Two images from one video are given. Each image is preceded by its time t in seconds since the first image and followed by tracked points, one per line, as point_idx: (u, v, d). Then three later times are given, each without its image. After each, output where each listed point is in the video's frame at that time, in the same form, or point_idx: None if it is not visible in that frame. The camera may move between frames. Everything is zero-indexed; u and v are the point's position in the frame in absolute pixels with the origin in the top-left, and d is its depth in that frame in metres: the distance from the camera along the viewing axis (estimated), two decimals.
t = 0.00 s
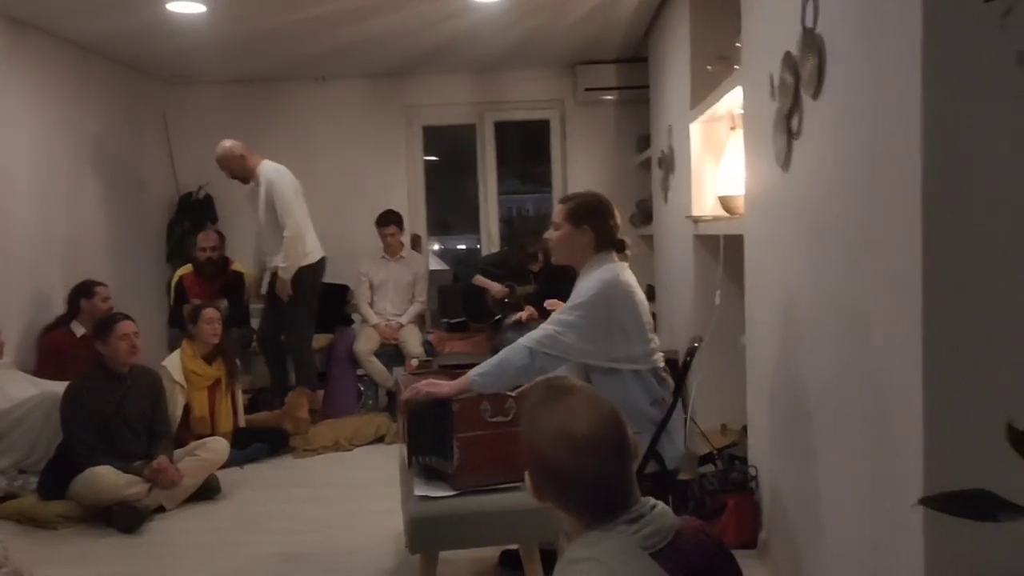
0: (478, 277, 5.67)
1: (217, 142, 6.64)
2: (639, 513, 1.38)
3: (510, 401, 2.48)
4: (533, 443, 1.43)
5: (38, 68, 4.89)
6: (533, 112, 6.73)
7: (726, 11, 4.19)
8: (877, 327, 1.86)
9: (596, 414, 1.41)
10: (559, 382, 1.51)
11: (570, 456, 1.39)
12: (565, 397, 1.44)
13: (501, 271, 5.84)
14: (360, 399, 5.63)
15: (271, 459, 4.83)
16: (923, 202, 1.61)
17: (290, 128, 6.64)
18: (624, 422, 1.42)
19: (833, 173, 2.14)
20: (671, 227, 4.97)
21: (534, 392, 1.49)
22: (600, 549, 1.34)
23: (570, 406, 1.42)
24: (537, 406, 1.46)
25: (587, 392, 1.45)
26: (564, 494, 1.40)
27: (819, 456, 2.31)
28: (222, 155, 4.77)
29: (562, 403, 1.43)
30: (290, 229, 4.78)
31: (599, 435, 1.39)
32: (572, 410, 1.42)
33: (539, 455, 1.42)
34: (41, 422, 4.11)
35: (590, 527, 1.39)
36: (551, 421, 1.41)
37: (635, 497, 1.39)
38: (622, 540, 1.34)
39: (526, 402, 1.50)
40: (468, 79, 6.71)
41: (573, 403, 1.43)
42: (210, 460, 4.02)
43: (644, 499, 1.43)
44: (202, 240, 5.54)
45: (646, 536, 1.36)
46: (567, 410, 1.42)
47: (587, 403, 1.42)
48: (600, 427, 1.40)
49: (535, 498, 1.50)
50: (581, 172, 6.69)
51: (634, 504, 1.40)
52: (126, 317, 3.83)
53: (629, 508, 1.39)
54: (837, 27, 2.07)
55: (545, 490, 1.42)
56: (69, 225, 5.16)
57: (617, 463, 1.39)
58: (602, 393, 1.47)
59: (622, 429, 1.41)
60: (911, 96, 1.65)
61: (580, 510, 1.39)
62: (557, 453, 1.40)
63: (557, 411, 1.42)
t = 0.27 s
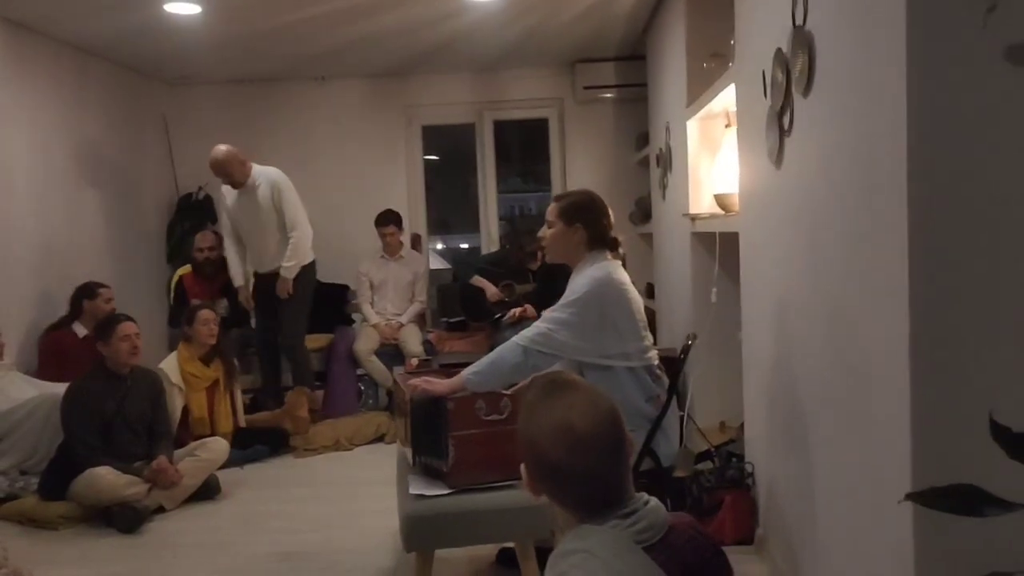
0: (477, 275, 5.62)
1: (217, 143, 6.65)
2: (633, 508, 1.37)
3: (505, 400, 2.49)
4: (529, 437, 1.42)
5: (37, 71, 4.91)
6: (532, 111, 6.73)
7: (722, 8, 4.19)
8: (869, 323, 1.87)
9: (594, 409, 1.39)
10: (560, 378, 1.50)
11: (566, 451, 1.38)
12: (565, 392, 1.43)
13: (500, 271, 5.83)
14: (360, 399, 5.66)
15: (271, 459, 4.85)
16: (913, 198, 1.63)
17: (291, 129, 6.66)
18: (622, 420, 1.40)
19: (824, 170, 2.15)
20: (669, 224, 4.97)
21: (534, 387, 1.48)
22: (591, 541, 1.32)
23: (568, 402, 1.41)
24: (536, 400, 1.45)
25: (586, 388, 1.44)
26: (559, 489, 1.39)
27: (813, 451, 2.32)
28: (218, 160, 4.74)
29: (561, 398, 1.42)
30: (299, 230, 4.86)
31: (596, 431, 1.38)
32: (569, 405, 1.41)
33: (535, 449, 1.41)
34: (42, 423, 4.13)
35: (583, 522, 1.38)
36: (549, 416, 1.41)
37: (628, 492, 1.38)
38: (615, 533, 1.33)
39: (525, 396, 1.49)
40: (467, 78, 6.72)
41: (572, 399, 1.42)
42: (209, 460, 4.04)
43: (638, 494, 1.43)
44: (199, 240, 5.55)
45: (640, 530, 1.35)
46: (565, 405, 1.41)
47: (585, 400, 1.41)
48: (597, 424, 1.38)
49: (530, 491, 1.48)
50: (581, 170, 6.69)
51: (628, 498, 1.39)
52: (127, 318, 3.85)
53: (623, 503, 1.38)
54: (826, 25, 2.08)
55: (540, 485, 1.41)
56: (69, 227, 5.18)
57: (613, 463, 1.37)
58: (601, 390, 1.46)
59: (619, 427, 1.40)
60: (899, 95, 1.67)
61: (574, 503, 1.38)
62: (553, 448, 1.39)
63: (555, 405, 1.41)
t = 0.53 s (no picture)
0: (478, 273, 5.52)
1: (217, 143, 6.66)
2: (630, 505, 1.38)
3: (503, 398, 2.48)
4: (527, 432, 1.42)
5: (36, 72, 4.92)
6: (532, 110, 6.74)
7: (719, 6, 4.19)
8: (864, 319, 1.87)
9: (593, 405, 1.40)
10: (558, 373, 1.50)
11: (564, 447, 1.38)
12: (563, 388, 1.44)
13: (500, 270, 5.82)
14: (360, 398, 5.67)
15: (271, 459, 4.86)
16: (907, 195, 1.64)
17: (291, 129, 6.66)
18: (619, 416, 1.41)
19: (819, 168, 2.16)
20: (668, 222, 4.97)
21: (532, 382, 1.49)
22: (588, 535, 1.34)
23: (567, 397, 1.42)
24: (535, 397, 1.45)
25: (584, 384, 1.45)
26: (557, 484, 1.39)
27: (809, 448, 2.33)
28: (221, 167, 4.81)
29: (559, 394, 1.43)
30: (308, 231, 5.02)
31: (594, 427, 1.39)
32: (568, 401, 1.41)
33: (533, 444, 1.42)
34: (42, 424, 4.14)
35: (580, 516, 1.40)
36: (547, 411, 1.41)
37: (626, 488, 1.39)
38: (611, 528, 1.34)
39: (523, 392, 1.49)
40: (466, 78, 6.72)
41: (570, 395, 1.42)
42: (209, 460, 4.05)
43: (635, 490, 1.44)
44: (201, 242, 5.61)
45: (637, 526, 1.36)
46: (564, 400, 1.41)
47: (583, 396, 1.42)
48: (595, 420, 1.39)
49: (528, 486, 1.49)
50: (580, 169, 6.69)
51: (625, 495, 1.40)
52: (127, 319, 3.86)
53: (621, 499, 1.39)
54: (821, 23, 2.09)
55: (538, 480, 1.42)
56: (70, 228, 5.20)
57: (610, 457, 1.38)
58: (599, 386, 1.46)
59: (616, 423, 1.40)
60: (892, 92, 1.68)
61: (570, 499, 1.39)
62: (551, 443, 1.39)
63: (553, 401, 1.42)
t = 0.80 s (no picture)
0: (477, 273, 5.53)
1: (216, 143, 6.66)
2: (629, 498, 1.38)
3: (503, 397, 2.47)
4: (526, 427, 1.43)
5: (36, 73, 4.92)
6: (531, 109, 6.74)
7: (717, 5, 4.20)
8: (863, 317, 1.88)
9: (591, 401, 1.41)
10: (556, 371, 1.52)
11: (563, 441, 1.39)
12: (562, 384, 1.44)
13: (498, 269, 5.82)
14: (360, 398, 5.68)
15: (271, 459, 4.87)
16: (906, 195, 1.65)
17: (290, 130, 6.67)
18: (618, 412, 1.42)
19: (818, 168, 2.16)
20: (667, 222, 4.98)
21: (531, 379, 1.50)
22: (588, 527, 1.34)
23: (565, 393, 1.43)
24: (535, 393, 1.46)
25: (582, 380, 1.46)
26: (557, 479, 1.40)
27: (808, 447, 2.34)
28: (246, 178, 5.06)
29: (558, 390, 1.44)
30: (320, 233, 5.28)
31: (594, 423, 1.39)
32: (567, 397, 1.42)
33: (533, 439, 1.42)
34: (42, 424, 4.14)
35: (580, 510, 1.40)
36: (547, 406, 1.42)
37: (625, 482, 1.40)
38: (611, 521, 1.35)
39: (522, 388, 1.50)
40: (465, 77, 6.72)
41: (569, 391, 1.43)
42: (210, 460, 4.06)
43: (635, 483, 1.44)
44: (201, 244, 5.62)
45: (637, 518, 1.36)
46: (563, 396, 1.42)
47: (581, 392, 1.43)
48: (594, 414, 1.40)
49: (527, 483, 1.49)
50: (580, 168, 6.69)
51: (624, 488, 1.40)
52: (123, 320, 3.86)
53: (620, 492, 1.39)
54: (819, 22, 2.09)
55: (538, 475, 1.42)
56: (69, 228, 5.20)
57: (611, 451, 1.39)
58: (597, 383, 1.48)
59: (616, 418, 1.41)
60: (890, 92, 1.68)
61: (571, 494, 1.40)
62: (550, 437, 1.40)
63: (552, 397, 1.43)
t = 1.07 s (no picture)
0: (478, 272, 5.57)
1: (216, 143, 6.67)
2: (634, 492, 1.39)
3: (503, 396, 2.48)
4: (528, 421, 1.45)
5: (36, 73, 4.93)
6: (530, 109, 6.75)
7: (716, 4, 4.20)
8: (862, 315, 1.88)
9: (593, 394, 1.42)
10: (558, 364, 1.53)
11: (567, 435, 1.40)
12: (563, 380, 1.45)
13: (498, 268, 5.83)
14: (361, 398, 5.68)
15: (272, 458, 4.89)
16: (904, 193, 1.66)
17: (289, 130, 6.67)
18: (619, 404, 1.43)
19: (817, 167, 2.17)
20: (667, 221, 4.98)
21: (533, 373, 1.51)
22: (593, 520, 1.34)
23: (567, 387, 1.44)
24: (537, 389, 1.47)
25: (584, 373, 1.47)
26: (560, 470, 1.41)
27: (808, 444, 2.35)
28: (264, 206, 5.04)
29: (560, 384, 1.45)
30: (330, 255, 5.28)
31: (597, 416, 1.40)
32: (569, 390, 1.43)
33: (535, 432, 1.44)
34: (42, 424, 4.15)
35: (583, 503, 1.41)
36: (549, 399, 1.43)
37: (627, 476, 1.41)
38: (615, 515, 1.36)
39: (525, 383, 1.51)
40: (465, 77, 6.72)
41: (571, 386, 1.44)
42: (210, 459, 4.07)
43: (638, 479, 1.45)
44: (201, 245, 5.63)
45: (641, 512, 1.37)
46: (564, 389, 1.43)
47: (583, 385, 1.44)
48: (595, 406, 1.41)
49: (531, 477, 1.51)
50: (579, 168, 6.70)
51: (627, 483, 1.41)
52: (120, 320, 3.87)
53: (623, 487, 1.40)
54: (817, 22, 2.10)
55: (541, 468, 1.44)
56: (69, 229, 5.21)
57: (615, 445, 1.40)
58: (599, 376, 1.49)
59: (619, 411, 1.42)
60: (889, 92, 1.69)
61: (575, 488, 1.41)
62: (554, 432, 1.41)
63: (554, 390, 1.44)
